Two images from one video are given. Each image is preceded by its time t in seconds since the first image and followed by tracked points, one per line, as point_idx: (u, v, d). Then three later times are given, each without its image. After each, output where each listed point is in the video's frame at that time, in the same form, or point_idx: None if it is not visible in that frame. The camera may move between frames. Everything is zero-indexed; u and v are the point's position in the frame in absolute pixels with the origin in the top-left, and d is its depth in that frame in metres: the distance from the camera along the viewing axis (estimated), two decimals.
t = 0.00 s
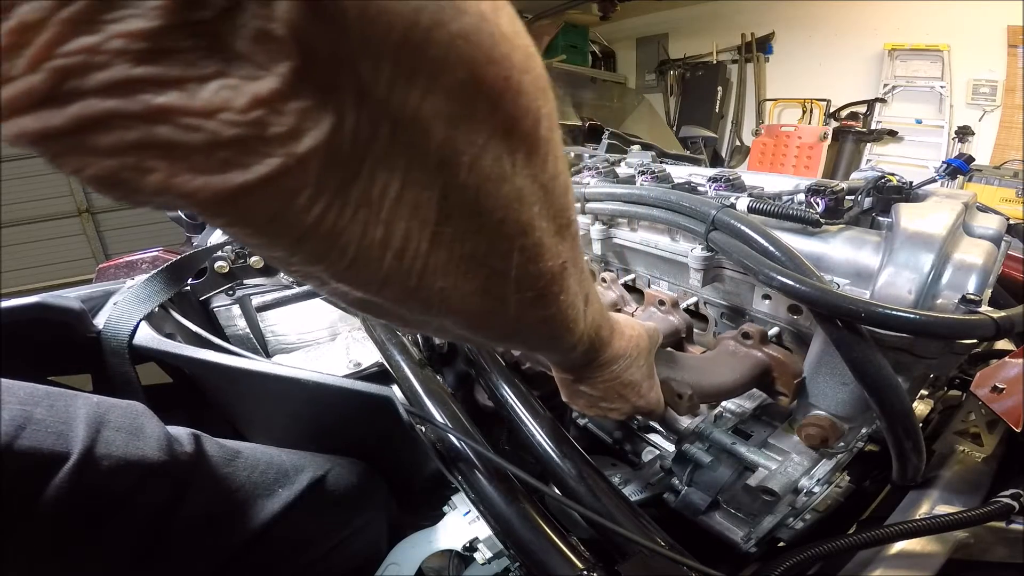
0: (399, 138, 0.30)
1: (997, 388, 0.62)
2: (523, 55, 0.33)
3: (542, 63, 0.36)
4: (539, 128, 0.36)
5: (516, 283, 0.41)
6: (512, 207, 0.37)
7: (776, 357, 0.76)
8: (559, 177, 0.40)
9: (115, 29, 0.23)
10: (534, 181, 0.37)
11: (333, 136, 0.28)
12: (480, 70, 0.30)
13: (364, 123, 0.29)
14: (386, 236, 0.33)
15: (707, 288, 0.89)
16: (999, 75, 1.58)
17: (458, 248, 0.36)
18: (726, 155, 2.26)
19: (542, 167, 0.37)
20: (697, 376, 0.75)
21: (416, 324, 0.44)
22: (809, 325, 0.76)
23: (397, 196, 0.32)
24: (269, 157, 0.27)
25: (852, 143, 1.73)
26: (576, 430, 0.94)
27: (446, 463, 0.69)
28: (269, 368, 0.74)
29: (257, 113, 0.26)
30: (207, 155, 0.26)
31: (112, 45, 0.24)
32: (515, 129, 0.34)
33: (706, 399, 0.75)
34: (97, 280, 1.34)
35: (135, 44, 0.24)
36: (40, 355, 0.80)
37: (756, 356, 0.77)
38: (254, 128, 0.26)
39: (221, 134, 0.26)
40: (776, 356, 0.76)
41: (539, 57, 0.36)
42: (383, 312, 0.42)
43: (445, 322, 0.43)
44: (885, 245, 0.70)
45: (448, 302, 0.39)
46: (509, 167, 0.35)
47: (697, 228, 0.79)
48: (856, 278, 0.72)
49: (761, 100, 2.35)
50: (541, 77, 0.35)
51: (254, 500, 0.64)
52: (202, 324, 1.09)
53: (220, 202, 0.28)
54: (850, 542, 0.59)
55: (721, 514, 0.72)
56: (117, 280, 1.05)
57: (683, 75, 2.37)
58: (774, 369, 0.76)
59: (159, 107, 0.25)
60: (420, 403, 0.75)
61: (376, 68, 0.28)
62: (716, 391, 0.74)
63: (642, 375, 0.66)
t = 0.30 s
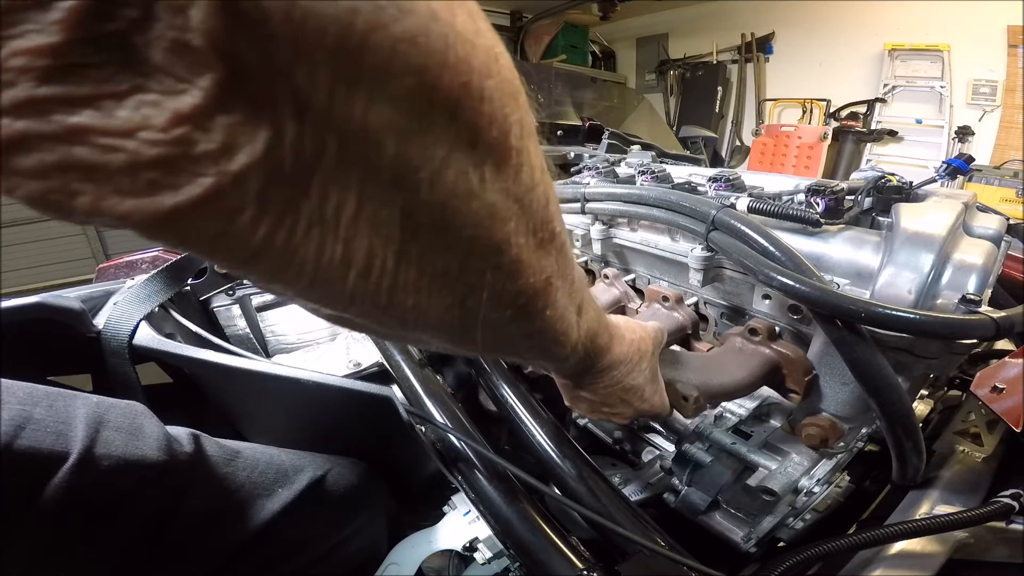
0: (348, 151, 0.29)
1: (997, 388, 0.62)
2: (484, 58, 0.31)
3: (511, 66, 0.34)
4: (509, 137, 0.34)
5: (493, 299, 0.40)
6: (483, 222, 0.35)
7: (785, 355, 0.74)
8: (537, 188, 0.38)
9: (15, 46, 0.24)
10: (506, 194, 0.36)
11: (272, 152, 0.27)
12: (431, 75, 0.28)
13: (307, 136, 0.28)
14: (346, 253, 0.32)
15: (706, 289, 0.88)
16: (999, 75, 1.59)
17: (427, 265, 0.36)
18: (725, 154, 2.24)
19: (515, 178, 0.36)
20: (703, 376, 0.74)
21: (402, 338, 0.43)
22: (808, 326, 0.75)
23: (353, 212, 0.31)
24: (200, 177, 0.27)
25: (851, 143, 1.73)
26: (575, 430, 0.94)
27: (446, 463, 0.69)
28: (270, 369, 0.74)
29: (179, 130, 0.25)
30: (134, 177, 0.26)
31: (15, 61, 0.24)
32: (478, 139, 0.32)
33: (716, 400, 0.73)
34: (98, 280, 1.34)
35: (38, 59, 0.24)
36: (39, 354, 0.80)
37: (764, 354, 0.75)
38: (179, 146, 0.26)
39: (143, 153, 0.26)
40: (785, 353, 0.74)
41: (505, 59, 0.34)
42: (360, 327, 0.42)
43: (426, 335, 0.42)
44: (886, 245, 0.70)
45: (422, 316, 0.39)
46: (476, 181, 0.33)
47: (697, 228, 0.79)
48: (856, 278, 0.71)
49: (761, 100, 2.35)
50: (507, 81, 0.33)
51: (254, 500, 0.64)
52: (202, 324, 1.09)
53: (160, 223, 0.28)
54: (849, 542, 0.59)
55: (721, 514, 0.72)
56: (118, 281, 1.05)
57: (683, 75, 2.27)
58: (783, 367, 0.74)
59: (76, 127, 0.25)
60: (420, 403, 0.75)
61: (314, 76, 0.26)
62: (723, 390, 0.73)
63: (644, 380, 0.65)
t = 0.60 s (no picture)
0: (319, 172, 0.29)
1: (997, 388, 0.62)
2: (467, 72, 0.30)
3: (505, 80, 0.34)
4: (499, 155, 0.33)
5: (486, 324, 0.40)
6: (473, 248, 0.35)
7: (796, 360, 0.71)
8: (533, 210, 0.38)
9: None
10: (496, 216, 0.35)
11: (229, 174, 0.28)
12: (403, 91, 0.28)
13: (270, 157, 0.28)
14: (325, 281, 0.33)
15: (706, 289, 0.88)
16: (999, 75, 1.59)
17: (414, 293, 0.36)
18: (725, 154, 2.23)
19: (507, 200, 0.35)
20: (711, 382, 0.71)
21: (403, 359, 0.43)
22: (809, 327, 0.75)
23: (328, 239, 0.32)
24: (148, 206, 0.28)
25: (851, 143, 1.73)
26: (576, 430, 0.94)
27: (446, 463, 0.69)
28: (270, 369, 0.74)
29: (119, 155, 0.26)
30: (78, 209, 0.27)
31: None
32: (461, 159, 0.32)
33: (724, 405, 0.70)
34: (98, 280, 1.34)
35: None
36: (38, 355, 0.81)
37: (774, 359, 0.72)
38: (122, 173, 0.27)
39: (84, 182, 0.27)
40: (795, 358, 0.71)
41: (498, 73, 0.33)
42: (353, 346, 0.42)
43: (422, 358, 0.42)
44: (886, 245, 0.70)
45: (411, 342, 0.40)
46: (461, 205, 0.33)
47: (697, 228, 0.79)
48: (856, 278, 0.71)
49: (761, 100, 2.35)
50: (496, 96, 0.32)
51: (254, 500, 0.64)
52: (202, 324, 1.09)
53: (115, 254, 0.29)
54: (848, 542, 0.59)
55: (721, 513, 0.72)
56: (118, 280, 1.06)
57: (683, 75, 2.27)
58: (793, 372, 0.72)
59: (10, 154, 0.26)
60: (420, 403, 0.75)
61: (274, 93, 0.26)
62: (732, 396, 0.70)
63: (650, 389, 0.64)
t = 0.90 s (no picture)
0: (317, 169, 0.29)
1: (997, 388, 0.62)
2: (461, 70, 0.31)
3: (497, 79, 0.35)
4: (492, 148, 0.34)
5: (484, 310, 0.40)
6: (471, 237, 0.35)
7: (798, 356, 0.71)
8: (527, 199, 0.38)
9: None
10: (491, 206, 0.35)
11: (228, 171, 0.28)
12: (399, 87, 0.29)
13: (269, 153, 0.28)
14: (325, 274, 0.33)
15: (706, 289, 0.88)
16: (999, 74, 1.60)
17: (414, 282, 0.36)
18: (725, 154, 2.18)
19: (501, 190, 0.36)
20: (713, 374, 0.71)
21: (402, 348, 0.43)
22: (808, 327, 0.75)
23: (328, 232, 0.32)
24: (151, 202, 0.27)
25: (852, 143, 1.74)
26: (576, 430, 0.94)
27: (446, 463, 0.69)
28: (271, 369, 0.74)
29: (121, 154, 0.26)
30: (82, 206, 0.27)
31: None
32: (456, 150, 0.32)
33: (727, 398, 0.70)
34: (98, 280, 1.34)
35: None
36: (38, 355, 0.81)
37: (775, 355, 0.72)
38: (126, 170, 0.27)
39: (87, 179, 0.26)
40: (796, 353, 0.71)
41: (490, 72, 0.34)
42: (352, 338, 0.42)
43: (421, 344, 0.42)
44: (885, 245, 0.70)
45: (411, 331, 0.40)
46: (457, 196, 0.34)
47: (697, 228, 0.79)
48: (856, 278, 0.71)
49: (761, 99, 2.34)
50: (489, 93, 0.33)
51: (254, 500, 0.64)
52: (202, 324, 1.09)
53: (120, 250, 0.29)
54: (848, 542, 0.59)
55: (721, 514, 0.72)
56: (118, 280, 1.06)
57: (683, 75, 2.26)
58: (795, 368, 0.71)
59: (16, 153, 0.26)
60: (420, 403, 0.75)
61: (274, 93, 0.27)
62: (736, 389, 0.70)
63: (649, 373, 0.64)
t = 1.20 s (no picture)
0: (286, 150, 0.27)
1: (997, 387, 0.62)
2: (441, 41, 0.29)
3: (482, 52, 0.33)
4: (474, 122, 0.32)
5: (478, 288, 0.39)
6: (454, 216, 0.34)
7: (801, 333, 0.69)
8: (516, 175, 0.36)
9: None
10: (476, 183, 0.33)
11: (182, 154, 0.26)
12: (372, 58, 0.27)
13: (231, 134, 0.26)
14: (301, 259, 0.31)
15: (706, 288, 0.88)
16: (1000, 75, 1.60)
17: (398, 264, 0.35)
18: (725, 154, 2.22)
19: (487, 165, 0.34)
20: (716, 356, 0.69)
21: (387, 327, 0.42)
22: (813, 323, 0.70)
23: (301, 216, 0.30)
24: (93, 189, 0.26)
25: (851, 143, 1.74)
26: (576, 430, 0.94)
27: (446, 463, 0.69)
28: (272, 369, 0.74)
29: (55, 141, 0.25)
30: (19, 197, 0.26)
31: None
32: (435, 122, 0.30)
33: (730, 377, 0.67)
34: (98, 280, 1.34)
35: None
36: (38, 355, 0.81)
37: (777, 332, 0.70)
38: (64, 158, 0.25)
39: (22, 168, 0.26)
40: (798, 330, 0.69)
41: (474, 43, 0.32)
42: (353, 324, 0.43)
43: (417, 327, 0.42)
44: (886, 244, 0.70)
45: (395, 310, 0.38)
46: (440, 173, 0.31)
47: (697, 228, 0.79)
48: (856, 277, 0.71)
49: (761, 99, 2.35)
50: (472, 64, 0.31)
51: (254, 500, 0.64)
52: (202, 324, 1.09)
53: (74, 238, 0.28)
54: (848, 542, 0.59)
55: (721, 514, 0.72)
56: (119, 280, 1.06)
57: (684, 75, 2.31)
58: (799, 346, 0.69)
59: None
60: (420, 403, 0.75)
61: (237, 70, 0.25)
62: (738, 368, 0.67)
63: (648, 351, 0.62)
